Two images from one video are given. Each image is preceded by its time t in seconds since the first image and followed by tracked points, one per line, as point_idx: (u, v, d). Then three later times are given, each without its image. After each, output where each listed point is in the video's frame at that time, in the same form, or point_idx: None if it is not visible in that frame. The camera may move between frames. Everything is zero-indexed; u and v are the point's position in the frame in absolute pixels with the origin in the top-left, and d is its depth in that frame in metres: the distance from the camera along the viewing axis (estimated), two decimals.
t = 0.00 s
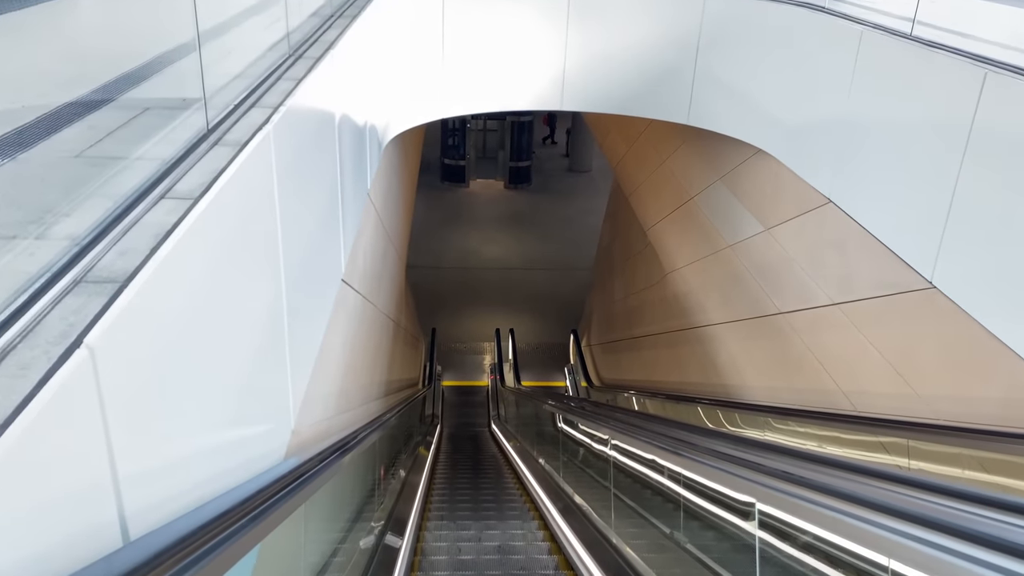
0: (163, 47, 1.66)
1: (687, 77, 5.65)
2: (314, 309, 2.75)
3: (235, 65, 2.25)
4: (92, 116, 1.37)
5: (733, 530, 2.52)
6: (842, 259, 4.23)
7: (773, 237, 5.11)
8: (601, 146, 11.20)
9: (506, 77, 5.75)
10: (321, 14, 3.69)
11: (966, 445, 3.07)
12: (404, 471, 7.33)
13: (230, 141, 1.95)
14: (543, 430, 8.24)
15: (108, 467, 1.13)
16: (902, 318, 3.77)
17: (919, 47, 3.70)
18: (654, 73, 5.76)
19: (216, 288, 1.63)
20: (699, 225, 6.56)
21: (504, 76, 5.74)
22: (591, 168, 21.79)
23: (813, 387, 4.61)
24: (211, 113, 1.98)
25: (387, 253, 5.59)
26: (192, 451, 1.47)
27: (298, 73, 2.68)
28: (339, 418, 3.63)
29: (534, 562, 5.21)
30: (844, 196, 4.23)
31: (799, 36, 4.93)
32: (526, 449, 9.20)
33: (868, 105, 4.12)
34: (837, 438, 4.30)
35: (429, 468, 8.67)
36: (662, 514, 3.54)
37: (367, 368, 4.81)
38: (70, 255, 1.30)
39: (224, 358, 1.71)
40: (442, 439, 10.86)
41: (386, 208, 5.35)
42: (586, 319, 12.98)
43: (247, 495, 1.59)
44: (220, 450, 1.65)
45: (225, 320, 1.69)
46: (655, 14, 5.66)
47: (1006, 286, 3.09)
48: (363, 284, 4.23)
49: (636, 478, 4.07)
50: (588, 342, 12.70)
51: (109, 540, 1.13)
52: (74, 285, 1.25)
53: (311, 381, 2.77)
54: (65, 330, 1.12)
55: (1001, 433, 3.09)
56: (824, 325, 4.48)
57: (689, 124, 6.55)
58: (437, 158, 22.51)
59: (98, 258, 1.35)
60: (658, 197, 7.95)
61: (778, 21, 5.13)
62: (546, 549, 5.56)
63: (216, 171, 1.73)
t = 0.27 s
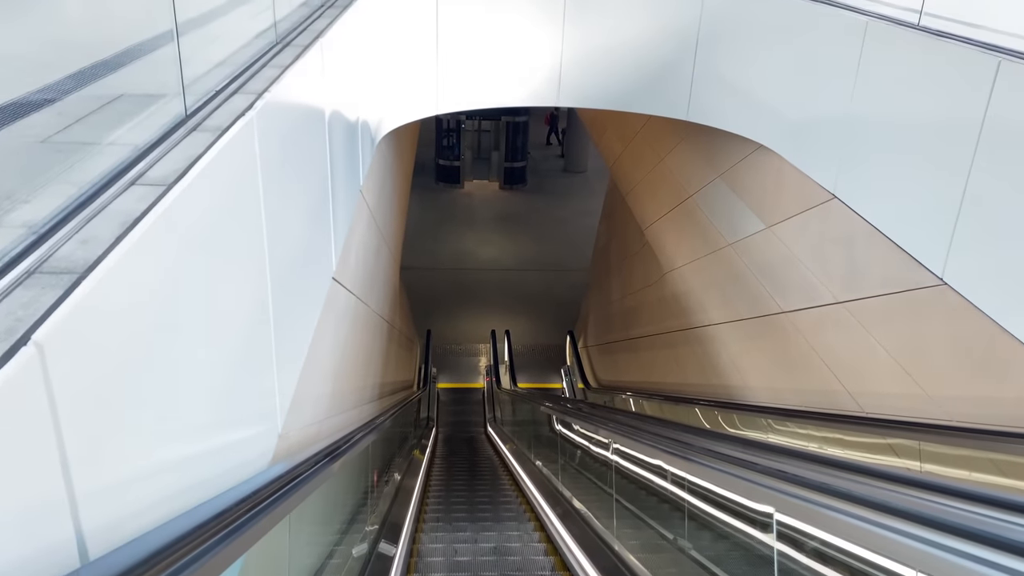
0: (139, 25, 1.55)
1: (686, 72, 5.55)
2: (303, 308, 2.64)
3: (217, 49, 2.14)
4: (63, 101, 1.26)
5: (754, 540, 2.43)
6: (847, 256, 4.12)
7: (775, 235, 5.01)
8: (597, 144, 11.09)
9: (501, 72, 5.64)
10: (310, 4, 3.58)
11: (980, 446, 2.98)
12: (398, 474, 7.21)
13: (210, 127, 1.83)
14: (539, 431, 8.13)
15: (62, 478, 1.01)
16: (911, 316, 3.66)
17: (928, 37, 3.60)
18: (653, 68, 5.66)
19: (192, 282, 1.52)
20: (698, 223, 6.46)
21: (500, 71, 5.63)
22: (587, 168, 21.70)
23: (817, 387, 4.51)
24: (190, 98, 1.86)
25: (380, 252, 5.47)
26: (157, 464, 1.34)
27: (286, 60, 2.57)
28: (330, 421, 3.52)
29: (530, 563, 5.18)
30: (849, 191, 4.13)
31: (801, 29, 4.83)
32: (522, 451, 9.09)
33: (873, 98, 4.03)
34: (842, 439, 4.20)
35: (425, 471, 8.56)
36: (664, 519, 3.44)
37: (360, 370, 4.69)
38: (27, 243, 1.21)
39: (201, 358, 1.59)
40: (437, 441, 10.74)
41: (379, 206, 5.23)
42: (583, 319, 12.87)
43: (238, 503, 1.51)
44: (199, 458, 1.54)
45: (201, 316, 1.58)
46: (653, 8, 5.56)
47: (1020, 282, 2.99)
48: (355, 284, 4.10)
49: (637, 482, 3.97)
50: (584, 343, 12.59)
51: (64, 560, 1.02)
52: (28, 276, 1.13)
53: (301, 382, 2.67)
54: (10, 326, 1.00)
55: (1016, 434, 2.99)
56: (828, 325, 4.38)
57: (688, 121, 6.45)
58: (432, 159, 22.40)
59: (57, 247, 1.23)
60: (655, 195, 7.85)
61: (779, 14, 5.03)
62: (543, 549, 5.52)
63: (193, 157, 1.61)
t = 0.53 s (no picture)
0: None
1: (688, 64, 5.44)
2: (293, 306, 2.51)
3: (199, 29, 2.01)
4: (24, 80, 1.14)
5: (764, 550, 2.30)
6: (857, 252, 4.01)
7: (780, 231, 4.90)
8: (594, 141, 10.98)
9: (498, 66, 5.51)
10: None
11: (1001, 448, 2.87)
12: (394, 476, 7.07)
13: (188, 110, 1.69)
14: (537, 432, 8.00)
15: None
16: (924, 313, 3.55)
17: (943, 24, 3.49)
18: (653, 61, 5.54)
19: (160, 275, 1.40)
20: (698, 220, 6.34)
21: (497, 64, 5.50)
22: (583, 167, 21.61)
23: (825, 387, 4.40)
24: (166, 79, 1.73)
25: (375, 250, 5.34)
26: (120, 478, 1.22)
27: (273, 45, 2.44)
28: (322, 424, 3.39)
29: (528, 563, 5.14)
30: (859, 185, 4.02)
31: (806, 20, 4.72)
32: (520, 452, 8.97)
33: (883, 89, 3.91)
34: (851, 440, 4.09)
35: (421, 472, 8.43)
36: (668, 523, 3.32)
37: (354, 370, 4.56)
38: None
39: (173, 358, 1.47)
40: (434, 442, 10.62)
41: (373, 203, 5.10)
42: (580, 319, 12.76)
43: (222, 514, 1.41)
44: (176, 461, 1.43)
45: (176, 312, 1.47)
46: None
47: None
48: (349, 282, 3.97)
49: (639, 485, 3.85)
50: (582, 342, 12.48)
51: None
52: None
53: (292, 383, 2.54)
54: None
55: None
56: (836, 323, 4.27)
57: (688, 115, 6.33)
58: (427, 158, 22.26)
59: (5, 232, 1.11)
60: (654, 192, 7.73)
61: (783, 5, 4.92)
62: (541, 550, 5.46)
63: (167, 139, 1.48)
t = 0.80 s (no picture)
0: None
1: (688, 57, 5.32)
2: (279, 302, 2.38)
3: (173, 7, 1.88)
4: None
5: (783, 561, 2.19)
6: (865, 245, 3.89)
7: (783, 225, 4.78)
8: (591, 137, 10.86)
9: (494, 58, 5.39)
10: None
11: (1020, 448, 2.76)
12: (389, 477, 6.94)
13: (160, 87, 1.56)
14: (534, 432, 7.88)
15: None
16: (937, 308, 3.44)
17: (957, 9, 3.37)
18: (652, 53, 5.41)
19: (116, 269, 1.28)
20: (698, 215, 6.22)
21: (493, 56, 5.38)
22: (580, 164, 21.50)
23: (831, 385, 4.28)
24: (134, 55, 1.60)
25: (368, 247, 5.19)
26: (58, 500, 1.12)
27: (257, 26, 2.30)
28: (312, 426, 3.26)
29: (523, 563, 5.07)
30: (868, 177, 3.90)
31: (811, 9, 4.60)
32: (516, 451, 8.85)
33: (893, 78, 3.79)
34: (860, 440, 3.97)
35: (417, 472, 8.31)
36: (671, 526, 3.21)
37: (347, 370, 4.43)
38: None
39: (132, 358, 1.35)
40: (430, 441, 10.49)
41: (367, 198, 4.97)
42: (577, 317, 12.63)
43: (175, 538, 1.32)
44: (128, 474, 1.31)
45: (133, 310, 1.35)
46: None
47: None
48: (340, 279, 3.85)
49: (639, 486, 3.73)
50: (579, 341, 12.36)
51: None
52: None
53: (279, 385, 2.42)
54: None
55: None
56: (842, 319, 4.15)
57: (688, 108, 6.21)
58: (423, 155, 22.13)
59: None
60: (653, 188, 7.60)
61: None
62: (537, 549, 5.39)
63: (133, 118, 1.36)
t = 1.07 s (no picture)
0: None
1: (689, 46, 5.19)
2: (265, 296, 2.25)
3: None
4: None
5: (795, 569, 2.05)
6: (874, 238, 3.78)
7: (787, 218, 4.66)
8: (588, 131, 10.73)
9: (490, 48, 5.25)
10: None
11: None
12: (385, 475, 6.81)
13: (126, 60, 1.44)
14: (531, 430, 7.77)
15: None
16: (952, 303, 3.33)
17: None
18: (652, 43, 5.28)
19: (62, 259, 1.17)
20: (699, 209, 6.09)
21: (489, 45, 5.24)
22: (576, 161, 21.38)
23: (837, 381, 4.16)
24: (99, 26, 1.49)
25: (360, 242, 5.05)
26: None
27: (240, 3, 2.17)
28: (302, 427, 3.13)
29: (520, 561, 5.02)
30: (877, 168, 3.78)
31: None
32: (513, 449, 8.73)
33: (904, 65, 3.68)
34: (867, 438, 3.86)
35: (413, 471, 8.19)
36: (672, 527, 3.08)
37: (340, 368, 4.30)
38: None
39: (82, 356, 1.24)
40: (426, 440, 10.36)
41: (360, 191, 4.83)
42: (574, 314, 12.51)
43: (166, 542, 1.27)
44: (76, 487, 1.21)
45: (85, 304, 1.24)
46: None
47: None
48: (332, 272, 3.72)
49: (639, 485, 3.61)
50: (576, 338, 12.24)
51: None
52: None
53: (265, 382, 2.30)
54: None
55: None
56: (849, 313, 4.03)
57: (688, 99, 6.09)
58: (418, 151, 21.97)
59: None
60: (652, 182, 7.48)
61: None
62: (533, 548, 5.30)
63: (88, 92, 1.25)
